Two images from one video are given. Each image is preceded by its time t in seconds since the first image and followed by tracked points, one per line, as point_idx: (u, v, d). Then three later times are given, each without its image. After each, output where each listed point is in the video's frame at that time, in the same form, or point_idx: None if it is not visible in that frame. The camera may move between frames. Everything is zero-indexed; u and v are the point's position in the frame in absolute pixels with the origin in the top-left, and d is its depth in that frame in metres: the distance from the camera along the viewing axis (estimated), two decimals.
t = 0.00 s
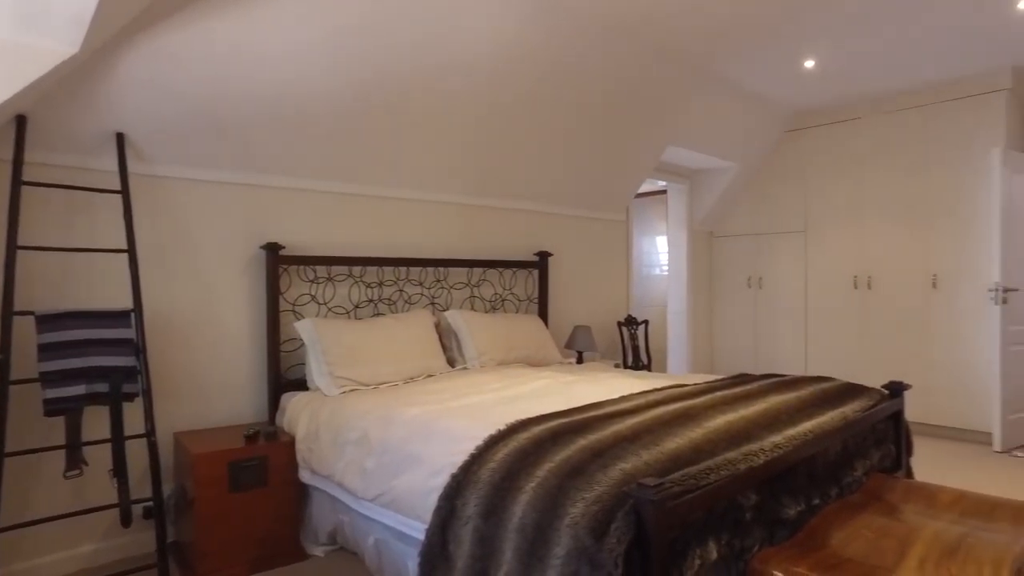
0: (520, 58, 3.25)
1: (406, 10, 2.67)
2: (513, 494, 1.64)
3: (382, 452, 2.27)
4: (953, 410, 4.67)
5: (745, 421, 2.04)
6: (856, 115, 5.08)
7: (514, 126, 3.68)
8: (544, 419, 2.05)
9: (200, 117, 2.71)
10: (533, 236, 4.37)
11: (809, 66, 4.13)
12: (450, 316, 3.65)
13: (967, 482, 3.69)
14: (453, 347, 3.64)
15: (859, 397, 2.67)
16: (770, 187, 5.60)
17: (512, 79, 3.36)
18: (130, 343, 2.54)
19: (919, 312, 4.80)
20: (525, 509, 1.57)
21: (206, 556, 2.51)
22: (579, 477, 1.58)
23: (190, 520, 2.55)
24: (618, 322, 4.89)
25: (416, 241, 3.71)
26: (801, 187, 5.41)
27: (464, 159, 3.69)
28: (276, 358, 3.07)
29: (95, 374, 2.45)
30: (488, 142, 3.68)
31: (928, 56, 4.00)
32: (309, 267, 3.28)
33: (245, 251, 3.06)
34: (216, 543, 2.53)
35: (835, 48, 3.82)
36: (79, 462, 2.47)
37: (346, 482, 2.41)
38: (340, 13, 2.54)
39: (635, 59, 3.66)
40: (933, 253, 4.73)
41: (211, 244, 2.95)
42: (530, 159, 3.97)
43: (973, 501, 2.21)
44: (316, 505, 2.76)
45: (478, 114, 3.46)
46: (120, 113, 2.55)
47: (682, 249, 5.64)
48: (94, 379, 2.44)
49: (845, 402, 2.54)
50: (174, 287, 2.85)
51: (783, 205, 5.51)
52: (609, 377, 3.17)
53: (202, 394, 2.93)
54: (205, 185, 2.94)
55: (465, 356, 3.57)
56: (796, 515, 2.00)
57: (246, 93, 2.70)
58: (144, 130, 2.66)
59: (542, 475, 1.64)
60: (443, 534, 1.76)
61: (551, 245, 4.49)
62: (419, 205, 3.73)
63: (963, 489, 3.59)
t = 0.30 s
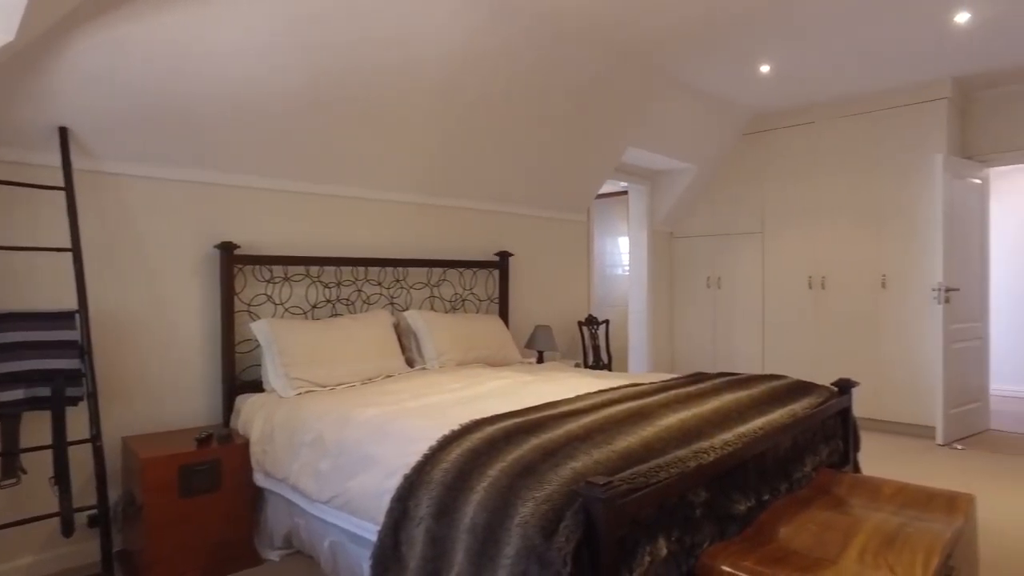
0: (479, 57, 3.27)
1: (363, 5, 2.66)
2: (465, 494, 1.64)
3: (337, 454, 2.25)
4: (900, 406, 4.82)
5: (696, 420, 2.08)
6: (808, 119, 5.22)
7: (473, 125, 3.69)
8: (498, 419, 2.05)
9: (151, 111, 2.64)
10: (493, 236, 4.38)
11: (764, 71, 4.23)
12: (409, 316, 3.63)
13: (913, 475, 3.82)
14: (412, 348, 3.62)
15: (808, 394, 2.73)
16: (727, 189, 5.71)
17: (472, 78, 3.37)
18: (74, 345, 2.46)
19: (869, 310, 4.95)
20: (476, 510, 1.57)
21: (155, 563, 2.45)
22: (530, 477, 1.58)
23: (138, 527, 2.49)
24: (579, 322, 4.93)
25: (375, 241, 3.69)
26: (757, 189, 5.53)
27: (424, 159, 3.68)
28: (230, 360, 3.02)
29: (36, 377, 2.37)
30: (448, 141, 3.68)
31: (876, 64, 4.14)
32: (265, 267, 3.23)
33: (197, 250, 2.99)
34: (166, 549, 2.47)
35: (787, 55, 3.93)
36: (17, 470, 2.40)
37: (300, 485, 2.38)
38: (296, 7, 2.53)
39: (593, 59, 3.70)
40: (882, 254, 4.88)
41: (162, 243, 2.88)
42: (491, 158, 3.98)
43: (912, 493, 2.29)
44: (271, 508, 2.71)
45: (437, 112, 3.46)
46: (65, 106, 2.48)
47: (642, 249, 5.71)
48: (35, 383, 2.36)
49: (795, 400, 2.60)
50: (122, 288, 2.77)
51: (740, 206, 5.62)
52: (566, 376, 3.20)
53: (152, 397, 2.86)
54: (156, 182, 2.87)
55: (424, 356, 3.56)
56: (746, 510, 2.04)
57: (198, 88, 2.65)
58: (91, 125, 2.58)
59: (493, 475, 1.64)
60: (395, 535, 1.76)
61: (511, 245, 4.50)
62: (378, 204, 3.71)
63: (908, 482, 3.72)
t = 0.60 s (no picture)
0: (439, 54, 3.29)
1: None
2: (420, 497, 1.65)
3: (293, 457, 2.23)
4: (853, 403, 4.96)
5: (652, 420, 2.11)
6: (764, 123, 5.34)
7: (434, 124, 3.69)
8: (456, 422, 2.06)
9: (100, 105, 2.59)
10: (456, 237, 4.38)
11: (723, 76, 4.32)
12: (369, 317, 3.61)
13: (864, 470, 3.94)
14: (373, 349, 3.60)
15: (763, 394, 2.80)
16: (688, 191, 5.80)
17: (431, 75, 3.38)
18: (18, 351, 2.38)
19: (823, 310, 5.08)
20: (431, 512, 1.58)
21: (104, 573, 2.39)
22: (484, 479, 1.60)
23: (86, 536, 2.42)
24: (542, 322, 4.96)
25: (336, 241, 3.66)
26: (716, 191, 5.63)
27: (385, 158, 3.67)
28: (185, 363, 2.96)
29: None
30: (408, 140, 3.68)
31: (829, 71, 4.26)
32: (222, 268, 3.17)
33: (151, 251, 2.92)
34: (116, 559, 2.41)
35: (742, 60, 4.03)
36: None
37: (256, 489, 2.35)
38: None
39: (553, 58, 3.75)
40: (836, 256, 5.02)
41: (113, 244, 2.80)
42: (452, 158, 3.99)
43: (859, 488, 2.37)
44: (227, 514, 2.67)
45: (397, 110, 3.46)
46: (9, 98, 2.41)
47: (605, 251, 5.77)
48: None
49: (749, 399, 2.66)
50: (71, 289, 2.69)
51: (700, 208, 5.72)
52: (527, 377, 3.21)
53: (103, 402, 2.79)
54: (108, 181, 2.79)
55: (385, 358, 3.54)
56: (700, 509, 2.08)
57: (150, 80, 2.60)
58: (36, 120, 2.51)
59: (448, 477, 1.65)
60: (351, 539, 1.75)
61: (474, 246, 4.51)
62: (339, 204, 3.68)
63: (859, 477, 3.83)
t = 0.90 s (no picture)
0: (401, 53, 3.30)
1: None
2: (377, 498, 1.65)
3: (251, 460, 2.20)
4: (809, 401, 5.09)
5: (609, 419, 2.14)
6: (723, 127, 5.45)
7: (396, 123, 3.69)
8: (415, 422, 2.06)
9: (51, 99, 2.53)
10: (419, 237, 4.38)
11: (684, 79, 4.41)
12: (331, 318, 3.58)
13: (818, 465, 4.06)
14: (335, 350, 3.57)
15: (720, 392, 2.85)
16: (651, 193, 5.88)
17: (394, 74, 3.38)
18: None
19: (780, 310, 5.21)
20: (388, 513, 1.58)
21: None
22: (441, 479, 1.60)
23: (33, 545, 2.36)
24: (506, 323, 4.98)
25: (296, 241, 3.63)
26: (677, 192, 5.72)
27: (347, 156, 3.65)
28: (140, 365, 2.90)
29: None
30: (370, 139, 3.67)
31: (785, 78, 4.36)
32: (179, 268, 3.11)
33: (104, 250, 2.86)
34: (65, 568, 2.35)
35: (702, 65, 4.11)
36: None
37: (213, 493, 2.32)
38: None
39: (516, 60, 3.79)
40: (793, 257, 5.14)
41: (65, 243, 2.73)
42: (415, 158, 3.99)
43: (811, 482, 2.43)
44: (183, 519, 2.62)
45: (359, 108, 3.45)
46: None
47: (568, 252, 5.81)
48: None
49: (707, 397, 2.72)
50: (20, 289, 2.61)
51: (662, 210, 5.80)
52: (490, 377, 3.23)
53: (52, 406, 2.71)
54: (59, 178, 2.72)
55: (346, 359, 3.51)
56: (657, 506, 2.12)
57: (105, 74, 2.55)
58: None
59: (406, 477, 1.66)
60: (308, 542, 1.74)
61: (437, 246, 4.51)
62: (300, 204, 3.65)
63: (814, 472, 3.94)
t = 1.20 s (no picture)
0: (360, 53, 3.26)
1: None
2: (330, 503, 1.62)
3: (201, 466, 2.14)
4: (763, 399, 5.21)
5: (565, 421, 2.15)
6: (681, 130, 5.54)
7: (354, 122, 3.64)
8: (370, 425, 2.04)
9: None
10: (378, 237, 4.34)
11: (643, 83, 4.46)
12: (287, 319, 3.52)
13: (772, 462, 4.15)
14: (291, 352, 3.51)
15: (676, 392, 2.90)
16: (610, 195, 5.92)
17: (352, 73, 3.35)
18: None
19: (736, 310, 5.31)
20: (340, 518, 1.56)
21: None
22: (395, 483, 1.59)
23: None
24: (466, 323, 4.97)
25: (251, 241, 3.55)
26: (636, 194, 5.79)
27: (304, 156, 3.59)
28: (85, 369, 2.80)
29: None
30: (329, 138, 3.62)
31: (741, 83, 4.45)
32: (128, 268, 3.02)
33: (47, 250, 2.75)
34: None
35: (659, 70, 4.18)
36: None
37: (161, 501, 2.25)
38: None
39: (475, 61, 3.79)
40: (748, 258, 5.25)
41: (4, 243, 2.62)
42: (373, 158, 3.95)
43: (762, 480, 2.49)
44: (129, 528, 2.53)
45: (317, 108, 3.39)
46: None
47: (529, 252, 5.82)
48: None
49: (663, 398, 2.75)
50: None
51: (621, 212, 5.86)
52: (448, 379, 3.22)
53: None
54: None
55: (303, 361, 3.45)
56: (612, 506, 2.13)
57: (49, 69, 2.45)
58: None
59: (359, 482, 1.64)
60: (259, 549, 1.70)
61: (396, 247, 4.47)
62: (255, 203, 3.58)
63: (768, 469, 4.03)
